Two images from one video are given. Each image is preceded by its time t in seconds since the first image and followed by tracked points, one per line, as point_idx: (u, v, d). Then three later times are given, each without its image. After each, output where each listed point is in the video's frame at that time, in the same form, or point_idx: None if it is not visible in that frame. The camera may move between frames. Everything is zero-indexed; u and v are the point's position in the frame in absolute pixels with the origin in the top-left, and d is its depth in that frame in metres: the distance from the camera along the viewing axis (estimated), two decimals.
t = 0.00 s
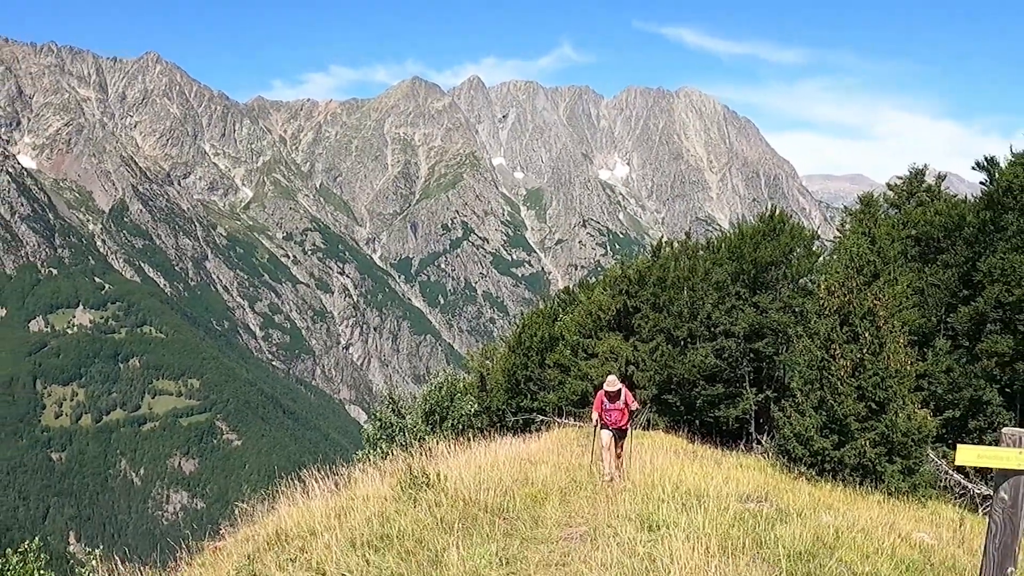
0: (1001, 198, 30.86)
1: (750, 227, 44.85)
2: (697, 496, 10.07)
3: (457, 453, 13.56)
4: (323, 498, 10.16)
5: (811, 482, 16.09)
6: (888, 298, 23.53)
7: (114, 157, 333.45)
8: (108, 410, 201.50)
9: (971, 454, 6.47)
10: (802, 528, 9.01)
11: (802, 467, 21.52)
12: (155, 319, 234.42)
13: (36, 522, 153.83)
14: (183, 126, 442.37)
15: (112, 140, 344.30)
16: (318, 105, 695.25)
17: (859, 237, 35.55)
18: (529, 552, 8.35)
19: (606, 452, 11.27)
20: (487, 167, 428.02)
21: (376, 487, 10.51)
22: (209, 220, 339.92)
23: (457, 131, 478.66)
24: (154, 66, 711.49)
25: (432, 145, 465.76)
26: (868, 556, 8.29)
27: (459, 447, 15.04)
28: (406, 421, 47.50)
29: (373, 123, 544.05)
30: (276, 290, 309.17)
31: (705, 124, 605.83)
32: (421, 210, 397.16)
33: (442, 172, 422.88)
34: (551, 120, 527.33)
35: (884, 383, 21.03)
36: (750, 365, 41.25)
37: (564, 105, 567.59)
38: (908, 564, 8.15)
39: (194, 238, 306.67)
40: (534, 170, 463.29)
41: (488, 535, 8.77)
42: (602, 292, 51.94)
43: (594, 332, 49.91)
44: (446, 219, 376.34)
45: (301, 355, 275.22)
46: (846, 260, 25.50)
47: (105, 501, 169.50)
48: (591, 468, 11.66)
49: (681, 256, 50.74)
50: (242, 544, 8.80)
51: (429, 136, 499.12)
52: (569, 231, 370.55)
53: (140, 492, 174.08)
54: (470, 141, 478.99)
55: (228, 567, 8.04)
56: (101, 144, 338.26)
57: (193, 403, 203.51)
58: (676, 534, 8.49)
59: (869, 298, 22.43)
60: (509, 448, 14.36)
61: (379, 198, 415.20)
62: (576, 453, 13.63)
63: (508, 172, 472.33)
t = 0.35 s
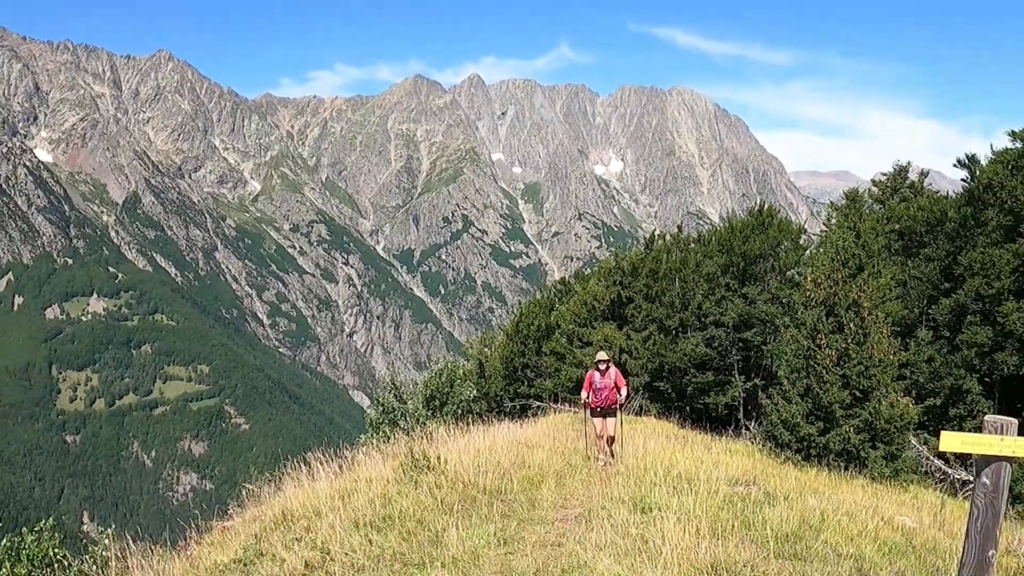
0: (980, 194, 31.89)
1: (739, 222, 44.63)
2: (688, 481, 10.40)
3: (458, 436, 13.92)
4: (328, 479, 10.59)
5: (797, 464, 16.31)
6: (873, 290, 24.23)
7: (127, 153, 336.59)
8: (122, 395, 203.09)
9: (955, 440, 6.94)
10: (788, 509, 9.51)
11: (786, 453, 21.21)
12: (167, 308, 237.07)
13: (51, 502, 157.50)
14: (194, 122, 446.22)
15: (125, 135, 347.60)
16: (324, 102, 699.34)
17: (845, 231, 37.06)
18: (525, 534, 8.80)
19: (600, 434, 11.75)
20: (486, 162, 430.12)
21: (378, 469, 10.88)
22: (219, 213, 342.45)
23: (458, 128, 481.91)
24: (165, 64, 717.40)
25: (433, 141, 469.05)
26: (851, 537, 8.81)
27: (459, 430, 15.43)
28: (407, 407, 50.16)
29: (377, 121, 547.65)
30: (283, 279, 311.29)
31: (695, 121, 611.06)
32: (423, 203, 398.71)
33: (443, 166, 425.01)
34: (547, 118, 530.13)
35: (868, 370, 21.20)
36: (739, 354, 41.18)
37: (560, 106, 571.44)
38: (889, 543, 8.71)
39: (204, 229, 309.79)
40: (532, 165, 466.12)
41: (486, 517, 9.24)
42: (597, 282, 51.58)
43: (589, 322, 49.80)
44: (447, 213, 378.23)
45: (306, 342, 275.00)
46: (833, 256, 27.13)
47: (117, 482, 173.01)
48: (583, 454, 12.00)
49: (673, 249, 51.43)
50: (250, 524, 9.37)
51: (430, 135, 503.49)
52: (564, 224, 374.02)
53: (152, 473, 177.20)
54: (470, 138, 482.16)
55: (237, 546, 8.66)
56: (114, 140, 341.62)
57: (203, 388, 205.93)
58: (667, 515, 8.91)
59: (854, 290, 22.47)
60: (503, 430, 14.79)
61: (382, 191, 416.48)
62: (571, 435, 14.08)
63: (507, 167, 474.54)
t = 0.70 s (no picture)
0: (961, 197, 34.63)
1: (731, 223, 46.39)
2: (682, 472, 10.78)
3: (460, 428, 14.36)
4: (335, 469, 11.07)
5: (786, 459, 16.52)
6: (856, 288, 25.20)
7: (143, 154, 339.73)
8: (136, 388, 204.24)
9: (938, 433, 7.09)
10: (776, 500, 9.93)
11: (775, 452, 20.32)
12: (180, 304, 239.00)
13: (68, 490, 158.62)
14: (206, 126, 451.03)
15: (141, 138, 350.71)
16: (331, 108, 705.52)
17: (832, 232, 38.74)
18: (526, 523, 9.18)
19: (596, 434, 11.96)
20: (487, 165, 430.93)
21: (383, 460, 11.34)
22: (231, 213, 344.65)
23: (460, 132, 485.59)
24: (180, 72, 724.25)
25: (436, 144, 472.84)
26: (838, 528, 9.22)
27: (461, 422, 15.88)
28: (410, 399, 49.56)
29: (382, 124, 551.72)
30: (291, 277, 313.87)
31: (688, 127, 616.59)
32: (427, 203, 399.46)
33: (446, 168, 426.15)
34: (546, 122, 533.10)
35: (854, 365, 21.57)
36: (729, 350, 41.82)
37: (557, 112, 575.16)
38: (873, 535, 9.10)
39: (217, 229, 310.89)
40: (530, 168, 468.62)
41: (489, 507, 9.64)
42: (594, 281, 52.77)
43: (585, 319, 50.18)
44: (450, 213, 379.95)
45: (314, 337, 279.51)
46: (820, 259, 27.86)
47: (131, 471, 173.97)
48: (578, 447, 12.36)
49: (666, 249, 51.84)
50: (259, 512, 9.82)
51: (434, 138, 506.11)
52: (561, 225, 377.10)
53: (165, 463, 178.42)
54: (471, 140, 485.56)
55: (249, 532, 9.16)
56: (131, 142, 344.50)
57: (214, 381, 207.19)
58: (660, 505, 9.32)
59: (840, 289, 23.18)
60: (503, 424, 15.25)
61: (387, 192, 418.69)
62: (570, 428, 14.46)
63: (506, 170, 477.60)
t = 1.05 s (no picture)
0: (939, 197, 35.97)
1: (717, 223, 48.02)
2: (671, 461, 11.24)
3: (458, 420, 14.79)
4: (340, 459, 11.66)
5: (770, 448, 16.89)
6: (839, 285, 25.70)
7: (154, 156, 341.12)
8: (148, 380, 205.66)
9: (919, 424, 7.40)
10: (762, 489, 10.37)
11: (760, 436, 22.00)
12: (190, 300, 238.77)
13: (82, 478, 161.09)
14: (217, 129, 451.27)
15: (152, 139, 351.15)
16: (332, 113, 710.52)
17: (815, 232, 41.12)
18: (519, 510, 9.60)
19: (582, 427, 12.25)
20: (484, 167, 433.36)
21: (384, 451, 11.86)
22: (237, 212, 347.16)
23: (458, 134, 490.45)
24: (185, 77, 726.31)
25: (436, 146, 477.20)
26: (821, 514, 9.71)
27: (459, 413, 16.39)
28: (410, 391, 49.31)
29: (384, 127, 555.76)
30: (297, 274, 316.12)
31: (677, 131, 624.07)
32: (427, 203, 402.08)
33: (445, 170, 430.74)
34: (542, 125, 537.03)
35: (836, 359, 21.79)
36: (716, 344, 41.48)
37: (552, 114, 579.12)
38: (855, 521, 9.61)
39: (225, 227, 313.73)
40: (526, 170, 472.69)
41: (485, 493, 10.09)
42: (587, 278, 53.34)
43: (579, 314, 50.64)
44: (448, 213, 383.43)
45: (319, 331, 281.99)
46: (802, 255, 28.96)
47: (143, 460, 176.25)
48: (565, 437, 12.90)
49: (656, 246, 52.57)
50: (266, 499, 10.38)
51: (433, 142, 509.35)
52: (556, 224, 380.97)
53: (175, 453, 179.60)
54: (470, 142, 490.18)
55: (254, 517, 9.77)
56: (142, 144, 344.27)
57: (222, 373, 207.94)
58: (651, 494, 9.74)
59: (822, 284, 23.47)
60: (502, 415, 15.62)
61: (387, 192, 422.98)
62: (565, 417, 14.85)
63: (502, 172, 481.20)
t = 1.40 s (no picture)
0: (918, 197, 37.95)
1: (704, 221, 47.48)
2: (660, 450, 11.78)
3: (456, 410, 15.39)
4: (343, 448, 12.26)
5: (756, 439, 16.93)
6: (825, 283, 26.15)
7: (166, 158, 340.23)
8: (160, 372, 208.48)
9: (897, 413, 7.60)
10: (746, 476, 10.92)
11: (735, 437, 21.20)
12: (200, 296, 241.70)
13: (95, 467, 162.13)
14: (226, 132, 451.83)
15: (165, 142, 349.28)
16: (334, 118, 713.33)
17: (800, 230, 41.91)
18: (517, 498, 10.18)
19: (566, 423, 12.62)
20: (482, 169, 436.91)
21: (386, 441, 12.49)
22: (245, 211, 349.70)
23: (457, 138, 494.12)
24: (194, 82, 730.98)
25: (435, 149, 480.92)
26: (806, 501, 10.19)
27: (457, 405, 16.94)
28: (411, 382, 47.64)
29: (385, 130, 557.73)
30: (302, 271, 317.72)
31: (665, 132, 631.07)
32: (426, 205, 404.65)
33: (444, 171, 434.05)
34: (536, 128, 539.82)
35: (818, 352, 22.75)
36: (704, 339, 42.89)
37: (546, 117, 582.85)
38: (837, 506, 10.10)
39: (233, 225, 316.04)
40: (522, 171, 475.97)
41: (484, 482, 10.64)
42: (580, 275, 53.11)
43: (572, 310, 50.77)
44: (447, 212, 386.04)
45: (324, 326, 282.83)
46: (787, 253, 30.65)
47: (155, 449, 177.02)
48: (553, 430, 13.48)
49: (646, 245, 52.32)
50: (273, 487, 10.95)
51: (432, 144, 512.27)
52: (550, 223, 384.54)
53: (185, 442, 179.62)
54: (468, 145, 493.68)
55: (263, 504, 10.34)
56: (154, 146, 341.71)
57: (231, 366, 210.06)
58: (641, 482, 10.29)
59: (806, 280, 24.04)
60: (496, 410, 16.19)
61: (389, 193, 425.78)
62: (558, 413, 15.45)
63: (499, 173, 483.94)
